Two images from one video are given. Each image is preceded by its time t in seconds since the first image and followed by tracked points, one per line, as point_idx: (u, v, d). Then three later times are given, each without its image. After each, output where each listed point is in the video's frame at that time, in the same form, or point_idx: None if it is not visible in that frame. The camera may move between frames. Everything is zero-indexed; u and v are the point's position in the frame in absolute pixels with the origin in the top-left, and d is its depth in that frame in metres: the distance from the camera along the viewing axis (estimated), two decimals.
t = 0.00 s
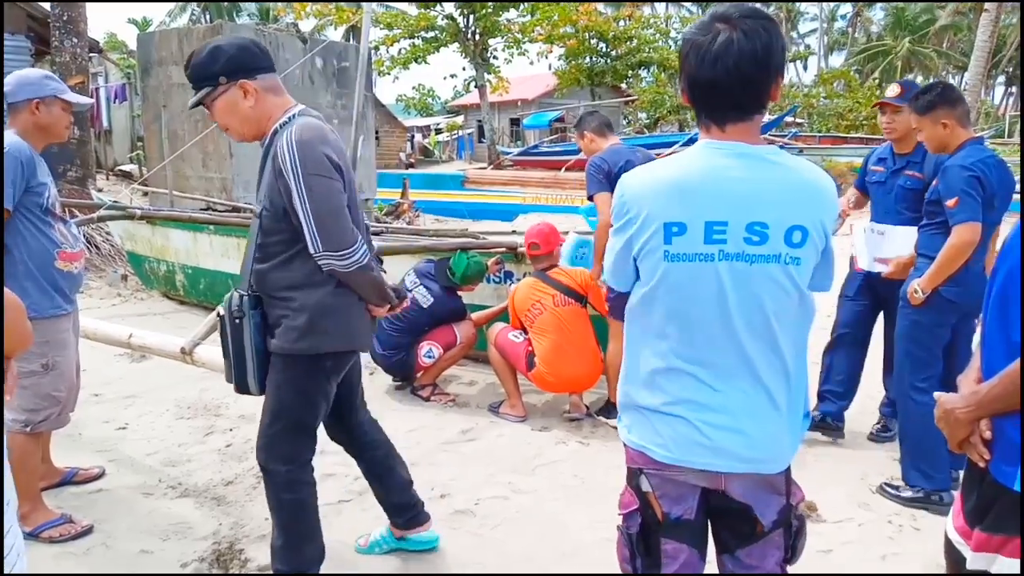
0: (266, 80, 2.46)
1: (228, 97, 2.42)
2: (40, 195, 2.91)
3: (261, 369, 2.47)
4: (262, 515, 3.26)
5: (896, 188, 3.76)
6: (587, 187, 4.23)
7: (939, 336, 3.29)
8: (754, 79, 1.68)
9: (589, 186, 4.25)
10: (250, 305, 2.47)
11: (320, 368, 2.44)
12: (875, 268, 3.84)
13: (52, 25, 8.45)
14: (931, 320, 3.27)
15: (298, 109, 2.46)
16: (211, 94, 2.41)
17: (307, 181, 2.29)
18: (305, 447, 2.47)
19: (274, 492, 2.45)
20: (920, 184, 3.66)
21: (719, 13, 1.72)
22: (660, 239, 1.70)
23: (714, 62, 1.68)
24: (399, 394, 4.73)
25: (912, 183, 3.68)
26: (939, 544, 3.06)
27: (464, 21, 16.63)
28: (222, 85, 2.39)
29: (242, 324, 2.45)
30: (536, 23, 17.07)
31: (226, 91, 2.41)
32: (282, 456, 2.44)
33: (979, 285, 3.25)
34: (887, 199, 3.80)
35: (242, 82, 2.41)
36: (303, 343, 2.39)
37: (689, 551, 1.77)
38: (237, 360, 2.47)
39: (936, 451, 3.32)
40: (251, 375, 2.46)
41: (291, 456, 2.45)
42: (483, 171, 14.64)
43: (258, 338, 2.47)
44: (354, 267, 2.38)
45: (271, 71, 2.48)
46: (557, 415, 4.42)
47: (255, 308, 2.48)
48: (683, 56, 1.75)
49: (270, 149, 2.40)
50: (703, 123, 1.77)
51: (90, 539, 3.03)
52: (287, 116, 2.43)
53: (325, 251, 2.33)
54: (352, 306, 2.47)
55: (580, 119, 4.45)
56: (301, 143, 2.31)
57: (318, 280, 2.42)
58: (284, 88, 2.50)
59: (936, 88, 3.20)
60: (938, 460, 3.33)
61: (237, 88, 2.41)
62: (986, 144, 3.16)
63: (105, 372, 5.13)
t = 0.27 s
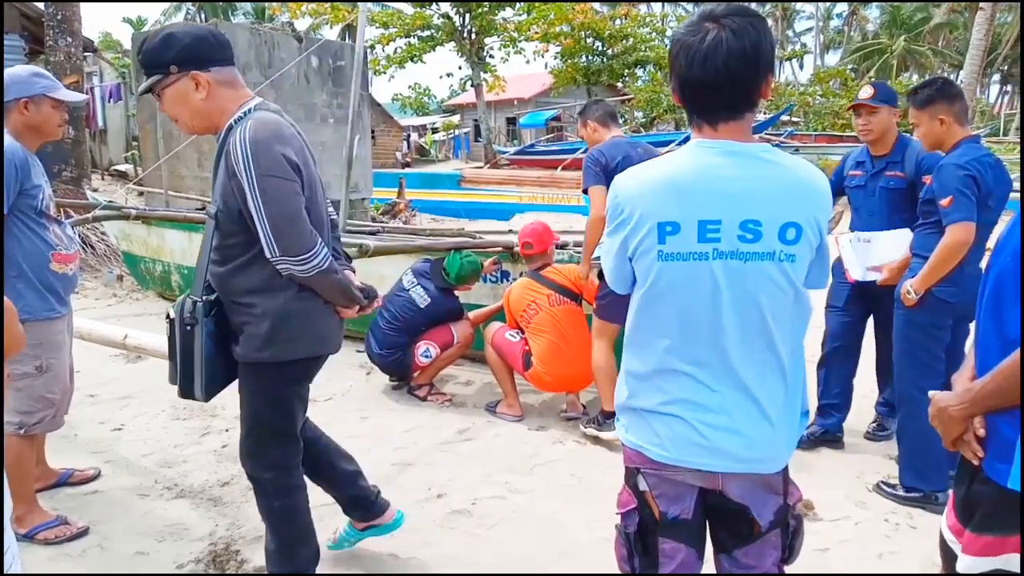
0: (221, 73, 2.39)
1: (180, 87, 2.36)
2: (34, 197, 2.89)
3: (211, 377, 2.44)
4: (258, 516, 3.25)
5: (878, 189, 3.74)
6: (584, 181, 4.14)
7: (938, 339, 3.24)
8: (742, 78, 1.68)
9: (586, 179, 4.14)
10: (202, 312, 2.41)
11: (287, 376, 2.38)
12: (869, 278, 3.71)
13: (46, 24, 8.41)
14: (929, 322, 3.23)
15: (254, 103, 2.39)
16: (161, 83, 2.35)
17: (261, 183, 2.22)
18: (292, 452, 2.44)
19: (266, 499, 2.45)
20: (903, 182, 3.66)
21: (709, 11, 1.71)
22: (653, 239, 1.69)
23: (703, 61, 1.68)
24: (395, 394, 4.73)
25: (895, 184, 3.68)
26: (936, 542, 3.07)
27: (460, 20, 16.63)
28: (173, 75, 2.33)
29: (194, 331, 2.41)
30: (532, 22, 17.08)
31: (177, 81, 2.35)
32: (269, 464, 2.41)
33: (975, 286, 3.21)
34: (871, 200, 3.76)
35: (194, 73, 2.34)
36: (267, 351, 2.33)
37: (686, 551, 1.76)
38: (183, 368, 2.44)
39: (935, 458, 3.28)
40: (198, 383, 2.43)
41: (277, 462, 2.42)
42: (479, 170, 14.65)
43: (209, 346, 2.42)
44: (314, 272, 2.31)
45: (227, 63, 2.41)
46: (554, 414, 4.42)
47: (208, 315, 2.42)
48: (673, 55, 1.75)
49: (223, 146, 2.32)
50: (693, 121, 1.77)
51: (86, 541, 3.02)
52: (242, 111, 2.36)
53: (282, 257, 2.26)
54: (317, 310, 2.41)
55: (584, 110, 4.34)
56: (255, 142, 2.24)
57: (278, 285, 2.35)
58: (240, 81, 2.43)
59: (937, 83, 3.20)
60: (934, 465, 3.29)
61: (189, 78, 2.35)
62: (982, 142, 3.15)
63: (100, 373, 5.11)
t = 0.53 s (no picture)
0: (198, 73, 2.38)
1: (156, 86, 2.35)
2: (35, 201, 2.90)
3: (178, 383, 2.43)
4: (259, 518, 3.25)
5: (858, 186, 3.73)
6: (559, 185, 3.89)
7: (940, 346, 3.19)
8: (752, 81, 1.68)
9: (562, 181, 3.91)
10: (169, 319, 2.40)
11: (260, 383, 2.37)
12: (864, 289, 3.69)
13: (48, 27, 8.41)
14: (933, 327, 3.19)
15: (231, 107, 2.38)
16: (136, 82, 2.34)
17: (235, 187, 2.21)
18: (284, 457, 2.44)
19: (263, 504, 2.45)
20: (884, 179, 3.65)
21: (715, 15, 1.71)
22: (658, 241, 1.69)
23: (713, 62, 1.68)
24: (396, 396, 4.72)
25: (876, 180, 3.67)
26: (937, 545, 3.06)
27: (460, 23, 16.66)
28: (148, 73, 2.32)
29: (161, 337, 2.41)
30: (533, 25, 17.11)
31: (153, 80, 2.34)
32: (265, 471, 2.41)
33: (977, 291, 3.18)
34: (850, 198, 3.77)
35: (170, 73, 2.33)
36: (245, 359, 2.32)
37: (688, 553, 1.76)
38: (147, 378, 2.44)
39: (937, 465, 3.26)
40: (163, 390, 2.43)
41: (271, 469, 2.42)
42: (480, 173, 14.66)
43: (176, 352, 2.42)
44: (291, 279, 2.30)
45: (206, 64, 2.40)
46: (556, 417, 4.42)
47: (175, 321, 2.41)
48: (677, 58, 1.74)
49: (199, 148, 2.31)
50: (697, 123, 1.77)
51: (87, 544, 3.02)
52: (218, 113, 2.35)
53: (257, 262, 2.25)
54: (294, 315, 2.39)
55: (568, 100, 4.04)
56: (230, 146, 2.22)
57: (253, 291, 2.34)
58: (218, 82, 2.42)
59: (942, 84, 3.17)
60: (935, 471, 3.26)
61: (165, 78, 2.34)
62: (985, 146, 3.15)
63: (101, 375, 5.11)
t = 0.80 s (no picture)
0: (173, 71, 2.38)
1: (130, 81, 2.36)
2: (29, 199, 2.89)
3: (156, 386, 2.42)
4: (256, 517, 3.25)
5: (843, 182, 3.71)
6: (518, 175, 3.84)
7: (944, 343, 3.21)
8: (771, 73, 1.70)
9: (523, 171, 3.85)
10: (148, 319, 2.40)
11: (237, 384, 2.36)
12: (857, 290, 3.59)
13: (44, 24, 8.37)
14: (929, 327, 3.22)
15: (206, 104, 2.39)
16: (112, 76, 2.35)
17: (210, 185, 2.21)
18: (272, 454, 2.43)
19: (254, 503, 2.44)
20: (871, 176, 3.63)
21: (724, 11, 1.72)
22: (672, 236, 1.68)
23: (738, 54, 1.67)
24: (394, 395, 4.72)
25: (863, 177, 3.65)
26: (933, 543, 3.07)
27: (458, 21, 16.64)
28: (124, 68, 2.33)
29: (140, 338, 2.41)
30: (531, 23, 17.10)
31: (128, 75, 2.34)
32: (252, 468, 2.41)
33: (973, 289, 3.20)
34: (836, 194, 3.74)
35: (145, 69, 2.34)
36: (220, 359, 2.32)
37: (688, 552, 1.77)
38: (125, 380, 2.44)
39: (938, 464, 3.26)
40: (141, 393, 2.41)
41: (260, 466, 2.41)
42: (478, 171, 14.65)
43: (154, 354, 2.41)
44: (264, 277, 2.30)
45: (182, 61, 2.41)
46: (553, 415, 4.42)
47: (154, 322, 2.41)
48: (693, 52, 1.71)
49: (173, 147, 2.31)
50: (716, 119, 1.73)
51: (84, 542, 3.01)
52: (192, 111, 2.36)
53: (232, 260, 2.25)
54: (269, 315, 2.40)
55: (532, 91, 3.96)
56: (204, 145, 2.22)
57: (227, 290, 2.34)
58: (193, 80, 2.43)
59: (941, 83, 3.17)
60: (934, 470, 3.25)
61: (140, 74, 2.35)
62: (983, 145, 3.15)
63: (98, 373, 5.10)
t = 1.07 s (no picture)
0: (122, 76, 2.40)
1: (81, 88, 2.38)
2: (20, 201, 2.83)
3: (109, 393, 2.39)
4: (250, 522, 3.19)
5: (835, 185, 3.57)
6: (481, 167, 3.87)
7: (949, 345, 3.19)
8: (790, 67, 1.73)
9: (485, 163, 3.87)
10: (100, 323, 2.36)
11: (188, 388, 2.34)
12: (840, 294, 3.55)
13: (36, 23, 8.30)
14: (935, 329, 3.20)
15: (156, 108, 2.40)
16: (63, 83, 2.38)
17: (161, 183, 2.20)
18: (239, 455, 2.39)
19: (226, 506, 2.39)
20: (860, 180, 3.48)
21: (735, 10, 1.71)
22: (707, 229, 1.62)
23: (769, 48, 1.67)
24: (390, 397, 4.65)
25: (852, 180, 3.50)
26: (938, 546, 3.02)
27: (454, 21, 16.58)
28: (73, 75, 2.36)
29: (92, 343, 2.37)
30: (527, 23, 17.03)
31: (78, 82, 2.37)
32: (219, 470, 2.36)
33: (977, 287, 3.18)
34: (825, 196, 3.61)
35: (94, 75, 2.36)
36: (168, 363, 2.30)
37: (695, 561, 1.72)
38: (79, 391, 2.41)
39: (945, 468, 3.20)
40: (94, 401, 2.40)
41: (225, 467, 2.37)
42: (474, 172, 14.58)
43: (108, 358, 2.39)
44: (213, 276, 2.27)
45: (132, 66, 2.43)
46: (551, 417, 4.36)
47: (106, 325, 2.37)
48: (722, 49, 1.67)
49: (126, 149, 2.29)
50: (748, 115, 1.71)
51: (74, 548, 2.94)
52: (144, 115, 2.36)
53: (180, 258, 2.23)
54: (216, 318, 2.38)
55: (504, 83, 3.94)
56: (154, 145, 2.21)
57: (173, 291, 2.33)
58: (145, 84, 2.45)
59: (939, 89, 3.12)
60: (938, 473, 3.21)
61: (90, 80, 2.37)
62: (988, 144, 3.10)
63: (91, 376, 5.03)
